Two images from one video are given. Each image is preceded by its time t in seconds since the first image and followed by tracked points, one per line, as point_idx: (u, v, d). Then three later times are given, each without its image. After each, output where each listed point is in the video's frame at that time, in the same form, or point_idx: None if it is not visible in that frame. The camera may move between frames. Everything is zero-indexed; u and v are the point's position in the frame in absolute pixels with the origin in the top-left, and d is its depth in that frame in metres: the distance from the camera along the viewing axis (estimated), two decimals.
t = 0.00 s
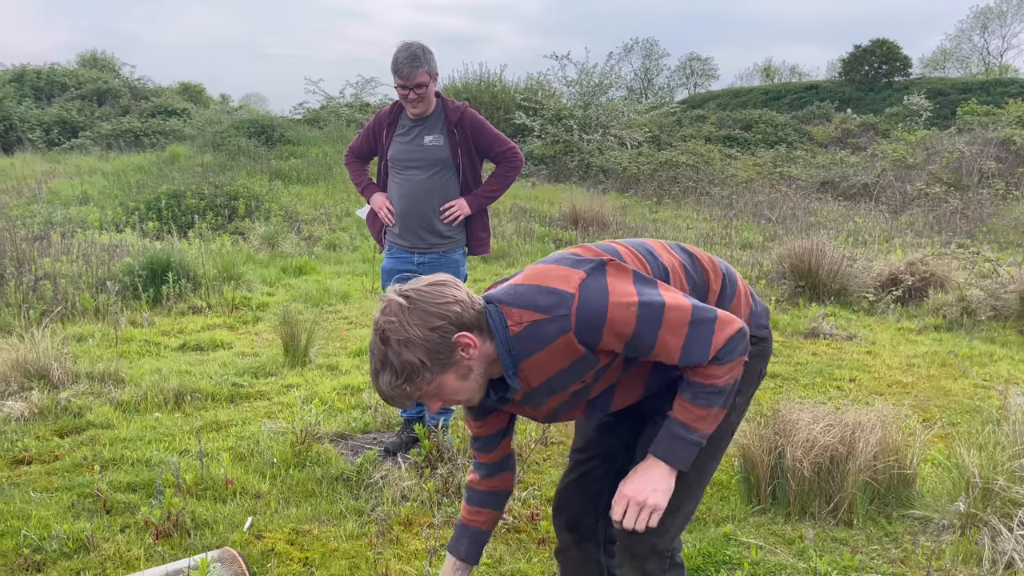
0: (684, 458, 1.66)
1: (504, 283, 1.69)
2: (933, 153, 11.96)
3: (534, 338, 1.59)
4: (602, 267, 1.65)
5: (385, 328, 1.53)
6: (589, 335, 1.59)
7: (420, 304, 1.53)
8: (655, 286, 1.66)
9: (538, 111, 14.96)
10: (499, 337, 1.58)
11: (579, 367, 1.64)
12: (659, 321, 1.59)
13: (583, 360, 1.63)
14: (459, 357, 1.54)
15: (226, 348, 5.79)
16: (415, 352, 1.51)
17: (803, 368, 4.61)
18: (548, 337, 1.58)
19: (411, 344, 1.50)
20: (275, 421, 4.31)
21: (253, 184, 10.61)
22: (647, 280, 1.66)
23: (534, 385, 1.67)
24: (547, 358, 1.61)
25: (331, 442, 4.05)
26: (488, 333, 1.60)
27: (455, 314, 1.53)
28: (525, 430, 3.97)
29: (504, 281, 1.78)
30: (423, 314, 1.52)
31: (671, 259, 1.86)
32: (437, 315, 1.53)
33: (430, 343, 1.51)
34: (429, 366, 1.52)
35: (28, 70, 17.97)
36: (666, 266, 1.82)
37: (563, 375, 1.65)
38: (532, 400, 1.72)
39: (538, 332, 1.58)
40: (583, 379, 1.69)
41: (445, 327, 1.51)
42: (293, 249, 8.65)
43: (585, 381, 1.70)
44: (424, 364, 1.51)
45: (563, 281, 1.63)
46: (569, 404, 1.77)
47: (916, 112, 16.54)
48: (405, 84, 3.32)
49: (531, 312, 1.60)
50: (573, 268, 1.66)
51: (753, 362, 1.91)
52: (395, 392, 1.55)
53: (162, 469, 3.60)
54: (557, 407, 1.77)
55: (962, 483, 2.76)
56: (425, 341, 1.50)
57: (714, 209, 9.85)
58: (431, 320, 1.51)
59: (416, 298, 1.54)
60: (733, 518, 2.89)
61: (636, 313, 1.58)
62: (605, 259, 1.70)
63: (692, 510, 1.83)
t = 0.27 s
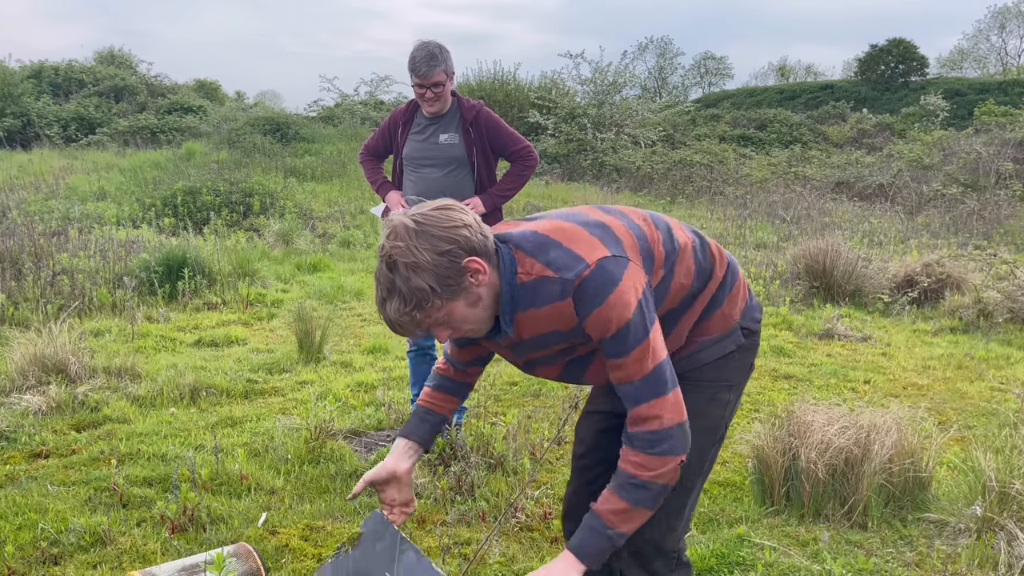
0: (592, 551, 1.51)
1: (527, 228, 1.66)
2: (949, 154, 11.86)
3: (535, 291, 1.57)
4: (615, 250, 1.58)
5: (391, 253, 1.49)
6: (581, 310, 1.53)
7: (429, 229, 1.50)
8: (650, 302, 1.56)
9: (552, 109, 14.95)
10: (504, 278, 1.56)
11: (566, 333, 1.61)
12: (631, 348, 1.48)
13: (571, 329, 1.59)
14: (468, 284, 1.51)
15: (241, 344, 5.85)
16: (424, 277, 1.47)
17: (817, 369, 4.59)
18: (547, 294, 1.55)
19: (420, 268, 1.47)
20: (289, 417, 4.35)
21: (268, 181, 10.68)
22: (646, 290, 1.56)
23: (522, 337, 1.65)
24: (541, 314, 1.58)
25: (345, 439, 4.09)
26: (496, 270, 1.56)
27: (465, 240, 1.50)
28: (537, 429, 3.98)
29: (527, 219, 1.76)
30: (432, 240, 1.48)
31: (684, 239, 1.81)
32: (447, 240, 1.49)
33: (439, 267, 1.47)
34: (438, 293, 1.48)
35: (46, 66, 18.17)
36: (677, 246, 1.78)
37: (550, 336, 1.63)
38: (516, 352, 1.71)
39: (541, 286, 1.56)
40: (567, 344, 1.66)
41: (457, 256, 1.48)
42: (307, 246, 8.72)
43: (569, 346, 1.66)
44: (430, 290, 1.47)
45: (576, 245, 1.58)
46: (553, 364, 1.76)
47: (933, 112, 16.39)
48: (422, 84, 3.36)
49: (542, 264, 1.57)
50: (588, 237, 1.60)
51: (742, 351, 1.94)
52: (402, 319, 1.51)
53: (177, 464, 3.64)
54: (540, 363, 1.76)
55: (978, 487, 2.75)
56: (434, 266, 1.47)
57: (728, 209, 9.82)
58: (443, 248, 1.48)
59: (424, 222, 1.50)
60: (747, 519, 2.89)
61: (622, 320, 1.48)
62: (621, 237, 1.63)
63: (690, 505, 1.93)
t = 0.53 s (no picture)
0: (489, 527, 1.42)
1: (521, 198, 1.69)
2: (977, 151, 11.68)
3: (519, 262, 1.59)
4: (599, 224, 1.58)
5: (378, 217, 1.51)
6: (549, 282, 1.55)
7: (415, 193, 1.52)
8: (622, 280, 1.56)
9: (573, 103, 14.90)
10: (494, 246, 1.59)
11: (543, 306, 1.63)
12: (587, 320, 1.48)
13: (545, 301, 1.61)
14: (456, 249, 1.54)
15: (264, 336, 5.93)
16: (412, 241, 1.49)
17: (841, 367, 4.56)
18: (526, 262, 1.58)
19: (407, 232, 1.49)
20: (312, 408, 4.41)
21: (291, 174, 10.80)
22: (621, 266, 1.56)
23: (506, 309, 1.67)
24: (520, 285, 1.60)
25: (367, 431, 4.15)
26: (484, 237, 1.59)
27: (452, 203, 1.52)
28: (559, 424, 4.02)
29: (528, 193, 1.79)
30: (418, 202, 1.50)
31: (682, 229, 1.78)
32: (434, 203, 1.51)
33: (427, 232, 1.49)
34: (426, 256, 1.50)
35: (73, 58, 18.44)
36: (674, 234, 1.74)
37: (530, 309, 1.65)
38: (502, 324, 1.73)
39: (523, 255, 1.59)
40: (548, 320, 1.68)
41: (446, 219, 1.50)
42: (330, 239, 8.80)
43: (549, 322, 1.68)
44: (417, 253, 1.49)
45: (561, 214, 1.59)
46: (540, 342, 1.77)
47: (961, 108, 16.12)
48: (448, 77, 3.40)
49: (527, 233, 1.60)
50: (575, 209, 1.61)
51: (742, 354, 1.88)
52: (391, 284, 1.53)
53: (202, 453, 3.73)
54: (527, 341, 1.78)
55: (1008, 488, 2.74)
56: (420, 228, 1.49)
57: (751, 205, 9.74)
58: (432, 211, 1.50)
59: (410, 186, 1.53)
60: (770, 517, 2.89)
61: (581, 291, 1.49)
62: (611, 214, 1.63)
63: (694, 511, 1.89)
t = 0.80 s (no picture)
0: (392, 431, 1.44)
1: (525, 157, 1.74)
2: (1009, 134, 11.41)
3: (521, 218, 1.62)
4: (592, 172, 1.60)
5: (383, 174, 1.57)
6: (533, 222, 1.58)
7: (419, 151, 1.58)
8: (605, 230, 1.56)
9: (597, 82, 14.76)
10: (496, 203, 1.63)
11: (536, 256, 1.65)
12: (548, 253, 1.51)
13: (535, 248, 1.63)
14: (460, 209, 1.59)
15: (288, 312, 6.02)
16: (415, 197, 1.55)
17: (866, 351, 4.53)
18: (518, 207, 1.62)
19: (410, 189, 1.55)
20: (336, 384, 4.49)
21: (315, 152, 10.87)
22: (606, 215, 1.57)
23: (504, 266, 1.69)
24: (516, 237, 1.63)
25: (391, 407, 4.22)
26: (487, 196, 1.64)
27: (455, 161, 1.58)
28: (581, 404, 4.06)
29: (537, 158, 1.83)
30: (422, 160, 1.56)
31: (691, 194, 1.77)
32: (436, 160, 1.57)
33: (430, 187, 1.55)
34: (429, 214, 1.56)
35: (100, 35, 18.61)
36: (680, 201, 1.74)
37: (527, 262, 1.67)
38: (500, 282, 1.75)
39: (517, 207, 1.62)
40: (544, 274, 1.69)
41: (448, 175, 1.56)
42: (352, 217, 8.87)
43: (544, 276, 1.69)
44: (420, 211, 1.55)
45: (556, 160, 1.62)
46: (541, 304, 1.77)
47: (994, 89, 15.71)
48: (475, 54, 3.40)
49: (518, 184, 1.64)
50: (572, 158, 1.63)
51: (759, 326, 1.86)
52: (393, 240, 1.58)
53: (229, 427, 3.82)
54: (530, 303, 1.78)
55: None
56: (423, 185, 1.55)
57: (776, 187, 9.63)
58: (435, 169, 1.56)
59: (414, 144, 1.59)
60: (793, 500, 2.91)
61: (548, 226, 1.52)
62: (609, 166, 1.65)
63: (709, 479, 1.86)
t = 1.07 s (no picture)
0: (332, 371, 1.43)
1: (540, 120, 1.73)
2: None
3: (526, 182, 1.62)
4: (591, 139, 1.56)
5: (403, 120, 1.58)
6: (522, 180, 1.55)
7: (442, 102, 1.59)
8: (595, 197, 1.52)
9: (614, 50, 14.54)
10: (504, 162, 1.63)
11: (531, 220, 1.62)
12: (524, 209, 1.48)
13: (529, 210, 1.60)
14: (472, 166, 1.60)
15: (304, 281, 6.07)
16: (431, 145, 1.56)
17: (883, 323, 4.50)
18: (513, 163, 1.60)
19: (427, 136, 1.56)
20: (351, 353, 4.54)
21: (329, 120, 10.84)
22: (598, 182, 1.53)
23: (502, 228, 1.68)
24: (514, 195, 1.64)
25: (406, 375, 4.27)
26: (500, 155, 1.65)
27: (475, 117, 1.59)
28: (596, 373, 4.10)
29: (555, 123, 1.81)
30: (442, 111, 1.58)
31: (705, 167, 1.71)
32: (456, 114, 1.58)
33: (446, 138, 1.56)
34: (441, 164, 1.57)
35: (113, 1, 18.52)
36: (690, 176, 1.67)
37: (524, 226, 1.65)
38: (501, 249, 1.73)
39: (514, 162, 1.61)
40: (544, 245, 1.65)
41: (466, 128, 1.58)
42: (367, 186, 8.87)
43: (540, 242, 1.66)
44: (433, 160, 1.56)
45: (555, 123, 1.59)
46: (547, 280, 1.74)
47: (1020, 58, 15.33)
48: (493, 19, 3.37)
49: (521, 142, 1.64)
50: (575, 124, 1.60)
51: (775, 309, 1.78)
52: (401, 185, 1.58)
53: (246, 393, 3.89)
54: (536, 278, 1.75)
55: None
56: (440, 134, 1.56)
57: (794, 157, 9.50)
58: (454, 119, 1.57)
59: (438, 96, 1.60)
60: (807, 471, 2.92)
61: (529, 184, 1.49)
62: (612, 134, 1.60)
63: (724, 461, 1.82)
